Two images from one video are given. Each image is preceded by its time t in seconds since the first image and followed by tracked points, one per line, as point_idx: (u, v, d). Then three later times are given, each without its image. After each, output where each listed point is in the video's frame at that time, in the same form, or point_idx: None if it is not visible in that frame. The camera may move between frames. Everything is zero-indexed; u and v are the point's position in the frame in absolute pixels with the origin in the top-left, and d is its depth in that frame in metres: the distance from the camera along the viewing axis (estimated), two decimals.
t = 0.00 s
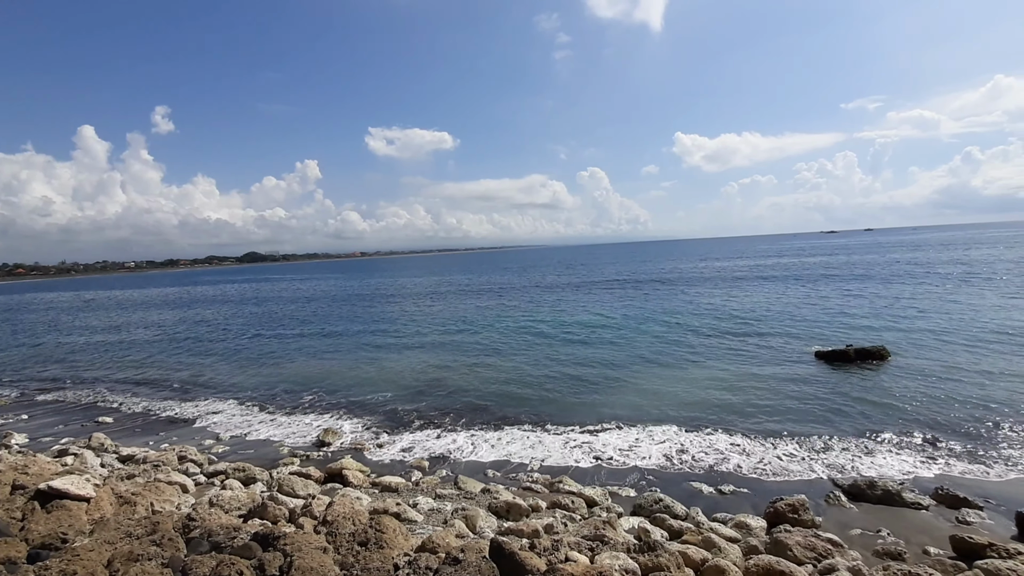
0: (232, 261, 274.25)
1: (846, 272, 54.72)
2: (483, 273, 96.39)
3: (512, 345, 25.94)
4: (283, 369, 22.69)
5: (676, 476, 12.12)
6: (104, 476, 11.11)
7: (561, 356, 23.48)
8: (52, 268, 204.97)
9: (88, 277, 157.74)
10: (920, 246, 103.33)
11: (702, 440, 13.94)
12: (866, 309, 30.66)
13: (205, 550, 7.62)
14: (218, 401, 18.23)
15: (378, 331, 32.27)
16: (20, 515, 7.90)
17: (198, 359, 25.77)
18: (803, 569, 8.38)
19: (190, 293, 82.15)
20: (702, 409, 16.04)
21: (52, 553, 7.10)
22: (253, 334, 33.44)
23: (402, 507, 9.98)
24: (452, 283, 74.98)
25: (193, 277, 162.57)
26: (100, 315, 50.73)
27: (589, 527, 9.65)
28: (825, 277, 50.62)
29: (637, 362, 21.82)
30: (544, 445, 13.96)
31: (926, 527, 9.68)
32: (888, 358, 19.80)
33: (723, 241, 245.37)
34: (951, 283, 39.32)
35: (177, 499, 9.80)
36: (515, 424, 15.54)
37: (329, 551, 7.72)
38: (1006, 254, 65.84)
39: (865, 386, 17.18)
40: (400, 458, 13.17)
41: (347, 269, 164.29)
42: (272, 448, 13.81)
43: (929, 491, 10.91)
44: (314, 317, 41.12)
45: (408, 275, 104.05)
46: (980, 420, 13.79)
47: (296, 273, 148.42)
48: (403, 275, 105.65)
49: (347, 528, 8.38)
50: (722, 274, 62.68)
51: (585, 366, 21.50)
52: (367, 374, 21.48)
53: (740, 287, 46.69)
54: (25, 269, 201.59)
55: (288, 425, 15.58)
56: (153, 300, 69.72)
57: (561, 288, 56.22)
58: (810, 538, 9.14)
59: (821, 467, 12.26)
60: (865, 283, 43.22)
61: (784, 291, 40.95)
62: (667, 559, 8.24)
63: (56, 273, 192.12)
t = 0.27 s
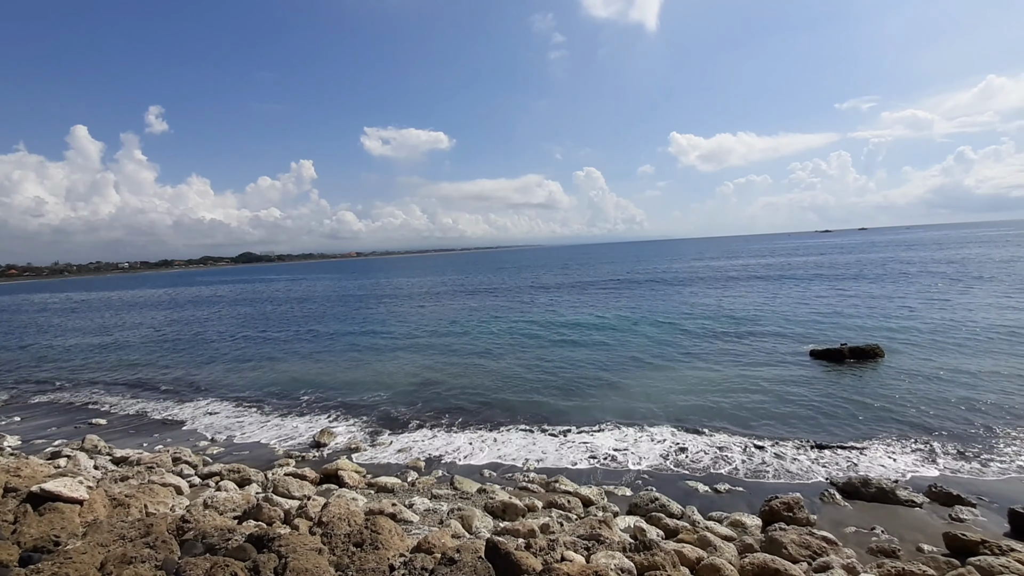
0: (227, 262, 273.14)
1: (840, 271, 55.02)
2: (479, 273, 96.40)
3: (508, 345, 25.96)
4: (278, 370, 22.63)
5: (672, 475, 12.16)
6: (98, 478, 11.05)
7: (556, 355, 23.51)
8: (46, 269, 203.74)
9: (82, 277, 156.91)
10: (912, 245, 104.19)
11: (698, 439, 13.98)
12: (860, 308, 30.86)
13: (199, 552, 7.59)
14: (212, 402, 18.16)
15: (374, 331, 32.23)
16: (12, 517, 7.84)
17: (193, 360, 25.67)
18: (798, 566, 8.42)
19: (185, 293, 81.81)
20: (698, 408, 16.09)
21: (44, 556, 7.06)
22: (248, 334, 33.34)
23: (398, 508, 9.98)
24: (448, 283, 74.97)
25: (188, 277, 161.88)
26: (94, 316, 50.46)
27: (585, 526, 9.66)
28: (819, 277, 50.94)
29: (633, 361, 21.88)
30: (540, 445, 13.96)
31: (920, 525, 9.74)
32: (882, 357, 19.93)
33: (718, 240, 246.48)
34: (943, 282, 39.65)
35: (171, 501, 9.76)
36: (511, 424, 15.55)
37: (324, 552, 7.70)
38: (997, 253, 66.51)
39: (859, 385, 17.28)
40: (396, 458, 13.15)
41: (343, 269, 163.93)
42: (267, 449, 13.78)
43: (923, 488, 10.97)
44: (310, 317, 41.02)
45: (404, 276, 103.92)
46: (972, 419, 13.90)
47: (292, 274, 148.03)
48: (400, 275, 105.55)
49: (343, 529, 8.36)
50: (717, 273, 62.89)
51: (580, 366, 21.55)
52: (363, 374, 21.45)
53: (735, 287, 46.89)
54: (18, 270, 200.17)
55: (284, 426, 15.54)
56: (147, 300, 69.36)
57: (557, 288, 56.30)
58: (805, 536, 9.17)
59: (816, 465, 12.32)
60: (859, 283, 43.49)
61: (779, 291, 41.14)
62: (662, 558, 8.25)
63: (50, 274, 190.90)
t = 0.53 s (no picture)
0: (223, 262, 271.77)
1: (834, 270, 55.33)
2: (476, 273, 96.39)
3: (503, 345, 25.98)
4: (273, 370, 22.57)
5: (667, 474, 12.20)
6: (90, 480, 10.99)
7: (552, 355, 23.55)
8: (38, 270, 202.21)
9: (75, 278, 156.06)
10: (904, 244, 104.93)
11: (693, 438, 14.05)
12: (853, 307, 31.08)
13: (193, 554, 7.56)
14: (206, 403, 18.08)
15: (369, 331, 32.19)
16: (3, 520, 7.78)
17: (187, 360, 25.55)
18: (792, 564, 8.46)
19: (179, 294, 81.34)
20: (692, 407, 16.17)
21: (37, 559, 7.02)
22: (243, 334, 33.21)
23: (393, 508, 9.97)
24: (444, 282, 74.94)
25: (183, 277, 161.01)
26: (87, 317, 50.17)
27: (580, 525, 9.68)
28: (814, 276, 51.24)
29: (628, 361, 21.96)
30: (535, 445, 13.98)
31: (913, 522, 9.82)
32: (875, 356, 20.07)
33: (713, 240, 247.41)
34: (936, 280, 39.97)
35: (164, 502, 9.73)
36: (506, 424, 15.58)
37: (318, 553, 7.68)
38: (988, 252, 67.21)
39: (852, 383, 17.41)
40: (391, 458, 13.14)
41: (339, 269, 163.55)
42: (261, 450, 13.73)
43: (916, 486, 11.05)
44: (306, 317, 40.91)
45: (400, 275, 103.79)
46: (964, 417, 14.02)
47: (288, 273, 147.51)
48: (396, 275, 105.40)
49: (337, 530, 8.34)
50: (712, 273, 63.09)
51: (576, 365, 21.60)
52: (358, 374, 21.43)
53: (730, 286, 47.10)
54: (10, 271, 198.66)
55: (278, 427, 15.49)
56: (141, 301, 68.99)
57: (553, 287, 56.41)
58: (799, 533, 9.22)
59: (809, 463, 12.40)
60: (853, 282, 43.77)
61: (773, 290, 41.36)
62: (657, 556, 8.28)
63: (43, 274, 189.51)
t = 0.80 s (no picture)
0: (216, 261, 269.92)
1: (826, 270, 55.79)
2: (471, 273, 96.39)
3: (497, 345, 25.99)
4: (266, 371, 22.47)
5: (661, 473, 12.26)
6: (80, 482, 10.89)
7: (546, 355, 23.60)
8: (27, 270, 199.87)
9: (65, 278, 154.44)
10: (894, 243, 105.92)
11: (686, 437, 14.12)
12: (845, 307, 31.35)
13: (184, 556, 7.51)
14: (198, 404, 17.95)
15: (363, 331, 32.10)
16: None
17: (178, 361, 25.34)
18: (784, 561, 8.52)
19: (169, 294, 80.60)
20: (685, 407, 16.25)
21: (26, 562, 6.94)
22: (235, 335, 32.98)
23: (387, 508, 9.96)
24: (438, 282, 74.81)
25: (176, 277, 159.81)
26: (76, 317, 49.61)
27: (574, 525, 9.70)
28: (805, 275, 51.66)
29: (621, 361, 22.03)
30: (529, 445, 14.00)
31: (903, 519, 9.92)
32: (865, 355, 20.28)
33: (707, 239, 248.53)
34: (926, 280, 40.45)
35: (155, 504, 9.66)
36: (500, 424, 15.59)
37: (311, 554, 7.65)
38: (976, 252, 67.97)
39: (843, 382, 17.57)
40: (384, 459, 13.11)
41: (333, 269, 162.83)
42: (253, 451, 13.67)
43: (906, 484, 11.16)
44: (299, 318, 40.74)
45: (394, 275, 103.51)
46: (953, 415, 14.19)
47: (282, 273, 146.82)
48: (391, 275, 105.15)
49: (330, 530, 8.32)
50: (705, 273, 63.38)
51: (570, 365, 21.65)
52: (352, 374, 21.36)
53: (723, 285, 47.39)
54: None
55: (271, 428, 15.41)
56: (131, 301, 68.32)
57: (547, 287, 56.47)
58: (791, 531, 9.29)
59: (801, 461, 12.50)
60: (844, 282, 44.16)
61: (765, 290, 41.65)
62: (651, 555, 8.31)
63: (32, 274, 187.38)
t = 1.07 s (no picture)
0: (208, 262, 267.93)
1: (817, 271, 56.29)
2: (465, 273, 96.40)
3: (491, 346, 25.96)
4: (259, 372, 22.35)
5: (654, 473, 12.30)
6: (70, 485, 10.76)
7: (540, 356, 23.65)
8: (15, 270, 197.20)
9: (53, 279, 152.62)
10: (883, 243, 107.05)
11: (679, 437, 14.19)
12: (835, 307, 31.65)
13: (176, 559, 7.44)
14: (189, 406, 17.78)
15: (356, 332, 31.98)
16: None
17: (169, 363, 25.10)
18: (777, 560, 8.57)
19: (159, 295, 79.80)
20: (678, 406, 16.32)
21: (15, 566, 6.86)
22: (227, 336, 32.73)
23: (380, 510, 9.93)
24: (432, 283, 74.64)
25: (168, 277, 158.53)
26: (65, 318, 49.00)
27: (568, 525, 9.71)
28: (797, 275, 52.09)
29: (615, 361, 22.10)
30: (523, 446, 14.00)
31: (893, 516, 10.01)
32: (855, 355, 20.47)
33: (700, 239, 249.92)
34: (914, 280, 40.95)
35: (146, 507, 9.57)
36: (493, 425, 15.58)
37: (304, 556, 7.60)
38: (963, 252, 68.84)
39: (834, 382, 17.72)
40: (377, 460, 13.06)
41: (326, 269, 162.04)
42: (245, 453, 13.57)
43: (896, 482, 11.28)
44: (293, 319, 40.54)
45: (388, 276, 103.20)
46: (942, 414, 14.35)
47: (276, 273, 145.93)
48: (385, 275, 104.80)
49: (323, 533, 8.27)
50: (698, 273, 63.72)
51: (563, 366, 21.67)
52: (345, 375, 21.26)
53: (716, 285, 47.72)
54: None
55: (263, 430, 15.29)
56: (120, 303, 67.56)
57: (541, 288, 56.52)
58: (783, 529, 9.35)
59: (793, 460, 12.59)
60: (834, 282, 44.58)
61: (757, 290, 41.95)
62: (644, 554, 8.33)
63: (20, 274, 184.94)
